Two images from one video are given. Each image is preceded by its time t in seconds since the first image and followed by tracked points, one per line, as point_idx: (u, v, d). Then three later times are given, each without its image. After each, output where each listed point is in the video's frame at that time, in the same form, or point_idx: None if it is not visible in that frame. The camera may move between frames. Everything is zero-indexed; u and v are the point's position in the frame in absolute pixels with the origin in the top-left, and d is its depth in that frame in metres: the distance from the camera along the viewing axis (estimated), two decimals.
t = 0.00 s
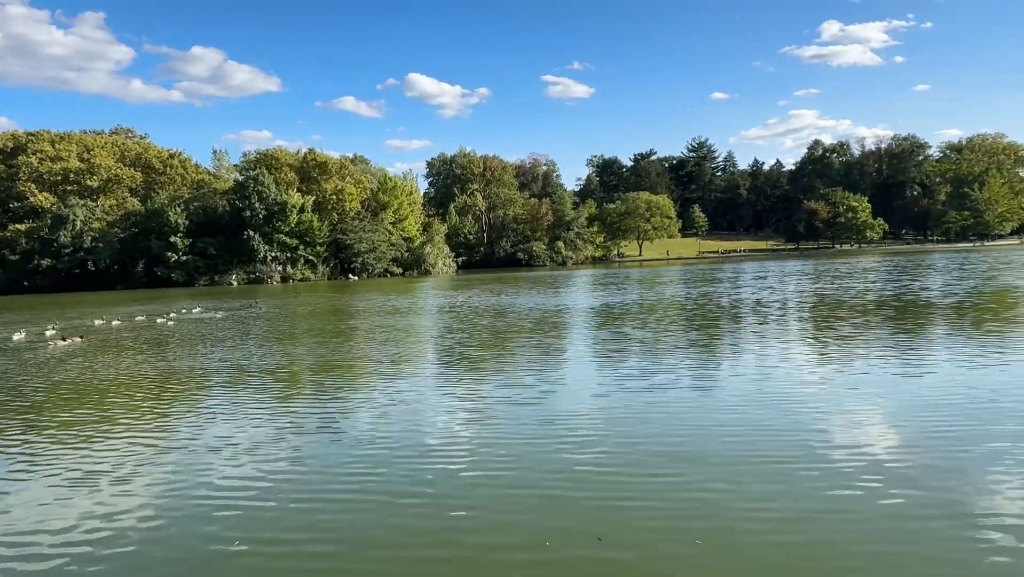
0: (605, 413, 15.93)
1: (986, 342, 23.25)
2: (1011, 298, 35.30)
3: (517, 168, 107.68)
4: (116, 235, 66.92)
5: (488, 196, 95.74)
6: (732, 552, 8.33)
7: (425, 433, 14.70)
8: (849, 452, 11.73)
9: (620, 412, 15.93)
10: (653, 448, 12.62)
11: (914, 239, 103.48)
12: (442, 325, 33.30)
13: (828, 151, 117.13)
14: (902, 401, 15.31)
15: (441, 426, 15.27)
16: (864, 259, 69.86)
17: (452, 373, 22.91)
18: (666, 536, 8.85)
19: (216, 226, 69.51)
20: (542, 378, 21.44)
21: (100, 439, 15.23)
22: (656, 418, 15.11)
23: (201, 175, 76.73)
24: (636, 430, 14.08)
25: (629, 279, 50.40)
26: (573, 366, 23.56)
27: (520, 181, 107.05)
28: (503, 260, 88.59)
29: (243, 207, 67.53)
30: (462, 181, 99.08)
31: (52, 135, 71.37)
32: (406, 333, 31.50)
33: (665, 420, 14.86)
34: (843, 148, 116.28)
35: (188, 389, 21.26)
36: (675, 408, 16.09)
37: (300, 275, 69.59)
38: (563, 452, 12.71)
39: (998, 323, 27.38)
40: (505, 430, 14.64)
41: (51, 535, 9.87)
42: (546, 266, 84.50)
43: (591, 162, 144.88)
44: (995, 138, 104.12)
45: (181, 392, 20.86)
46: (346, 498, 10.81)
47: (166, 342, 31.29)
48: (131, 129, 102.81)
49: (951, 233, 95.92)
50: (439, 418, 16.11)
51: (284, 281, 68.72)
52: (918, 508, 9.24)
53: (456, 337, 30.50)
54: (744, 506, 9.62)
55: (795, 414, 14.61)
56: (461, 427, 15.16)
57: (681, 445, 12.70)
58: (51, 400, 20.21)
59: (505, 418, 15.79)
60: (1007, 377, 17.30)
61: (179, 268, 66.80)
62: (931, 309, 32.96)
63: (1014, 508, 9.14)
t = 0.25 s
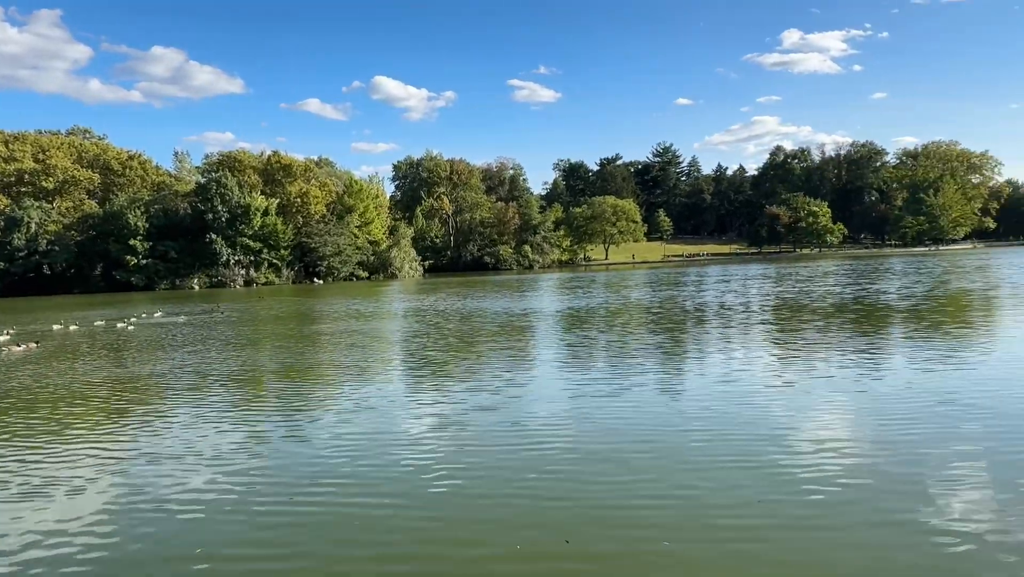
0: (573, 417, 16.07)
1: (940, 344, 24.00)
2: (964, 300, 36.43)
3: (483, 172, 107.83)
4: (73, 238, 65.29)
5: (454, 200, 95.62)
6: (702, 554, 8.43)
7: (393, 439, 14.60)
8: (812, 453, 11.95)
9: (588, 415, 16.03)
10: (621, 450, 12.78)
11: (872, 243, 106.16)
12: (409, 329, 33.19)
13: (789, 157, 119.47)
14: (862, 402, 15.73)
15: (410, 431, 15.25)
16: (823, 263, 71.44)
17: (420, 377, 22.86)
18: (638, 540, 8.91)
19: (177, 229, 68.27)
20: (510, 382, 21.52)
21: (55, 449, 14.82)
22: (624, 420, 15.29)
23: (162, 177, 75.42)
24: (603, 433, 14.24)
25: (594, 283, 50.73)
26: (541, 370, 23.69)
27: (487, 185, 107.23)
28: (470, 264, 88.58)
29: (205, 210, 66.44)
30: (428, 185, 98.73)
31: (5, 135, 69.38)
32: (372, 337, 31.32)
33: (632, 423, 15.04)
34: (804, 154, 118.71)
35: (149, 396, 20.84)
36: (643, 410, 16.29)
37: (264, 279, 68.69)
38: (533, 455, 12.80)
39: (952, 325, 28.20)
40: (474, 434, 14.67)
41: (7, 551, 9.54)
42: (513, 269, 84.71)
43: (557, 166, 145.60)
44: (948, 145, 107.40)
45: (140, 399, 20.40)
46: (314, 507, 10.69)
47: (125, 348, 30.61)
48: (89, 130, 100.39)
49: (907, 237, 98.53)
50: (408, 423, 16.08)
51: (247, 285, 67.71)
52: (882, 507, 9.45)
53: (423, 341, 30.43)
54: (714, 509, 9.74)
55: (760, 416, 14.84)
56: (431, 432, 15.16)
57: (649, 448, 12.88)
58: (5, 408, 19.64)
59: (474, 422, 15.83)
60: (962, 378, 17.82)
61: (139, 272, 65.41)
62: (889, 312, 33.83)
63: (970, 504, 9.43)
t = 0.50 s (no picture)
0: (537, 420, 16.24)
1: (895, 347, 24.73)
2: (919, 304, 37.47)
3: (450, 176, 107.67)
4: (27, 240, 63.54)
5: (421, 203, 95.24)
6: (668, 555, 8.62)
7: (360, 444, 14.56)
8: (774, 455, 12.25)
9: (553, 419, 16.20)
10: (583, 454, 13.00)
11: (832, 247, 108.44)
12: (375, 333, 33.05)
13: (752, 162, 121.51)
14: (818, 404, 16.18)
15: (374, 437, 15.27)
16: (785, 267, 72.76)
17: (386, 382, 22.82)
18: (605, 543, 9.05)
19: (137, 232, 66.89)
20: (476, 386, 21.61)
21: (9, 458, 14.53)
22: (587, 424, 15.51)
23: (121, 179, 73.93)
24: (566, 436, 14.44)
25: (561, 286, 51.03)
26: (507, 374, 23.82)
27: (454, 189, 107.08)
28: (436, 267, 88.30)
29: (166, 212, 65.19)
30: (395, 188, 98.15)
31: None
32: (337, 341, 31.13)
33: (595, 426, 15.27)
34: (766, 160, 120.85)
35: (108, 402, 20.49)
36: (605, 414, 16.54)
37: (227, 283, 67.56)
38: (496, 459, 12.94)
39: (909, 328, 29.03)
40: (439, 439, 14.76)
41: None
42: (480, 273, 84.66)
43: (525, 170, 146.01)
44: (905, 152, 110.24)
45: (99, 405, 20.04)
46: (282, 515, 10.62)
47: (82, 353, 29.96)
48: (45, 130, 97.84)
49: (866, 242, 100.82)
50: (372, 428, 16.09)
51: (210, 289, 66.52)
52: (839, 506, 9.76)
53: (389, 345, 30.33)
54: (675, 511, 9.96)
55: (723, 419, 15.15)
56: (395, 437, 15.20)
57: (610, 451, 13.12)
58: None
59: (438, 427, 15.90)
60: (918, 379, 18.40)
61: (97, 275, 64.20)
62: (848, 316, 34.66)
63: (926, 503, 9.76)
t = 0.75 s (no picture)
0: (503, 424, 16.36)
1: (852, 350, 25.41)
2: (877, 308, 38.47)
3: (417, 179, 107.38)
4: None
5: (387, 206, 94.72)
6: (632, 555, 8.83)
7: (324, 451, 14.43)
8: (731, 457, 12.55)
9: (518, 423, 16.33)
10: (549, 457, 13.17)
11: (794, 251, 110.69)
12: (340, 337, 32.83)
13: (716, 168, 123.44)
14: (778, 407, 16.58)
15: (339, 442, 15.23)
16: (747, 271, 74.02)
17: (351, 387, 22.71)
18: (570, 549, 9.12)
19: (95, 234, 65.41)
20: (441, 391, 21.64)
21: None
22: (552, 428, 15.68)
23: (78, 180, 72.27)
24: (532, 440, 14.59)
25: (527, 290, 51.21)
26: (473, 378, 23.89)
27: (420, 192, 106.80)
28: (403, 271, 87.95)
29: (125, 215, 63.87)
30: (360, 191, 97.50)
31: None
32: (301, 346, 30.85)
33: (560, 430, 15.44)
34: (730, 165, 122.87)
35: (64, 409, 20.04)
36: (570, 417, 16.73)
37: (189, 286, 66.21)
38: (462, 463, 13.04)
39: (867, 332, 29.77)
40: (405, 443, 14.79)
41: None
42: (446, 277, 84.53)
43: (492, 174, 146.20)
44: (863, 159, 113.07)
45: (53, 413, 19.56)
46: (244, 524, 10.49)
47: (36, 358, 29.21)
48: None
49: (826, 247, 103.08)
50: (337, 434, 16.04)
51: (171, 292, 65.16)
52: (799, 509, 9.96)
53: (355, 349, 30.16)
54: (639, 513, 10.17)
55: (687, 423, 15.35)
56: (361, 442, 15.18)
57: (575, 454, 13.31)
58: None
59: (404, 432, 15.92)
60: (874, 382, 18.95)
61: (53, 279, 62.63)
62: (808, 319, 35.46)
63: (878, 501, 10.14)
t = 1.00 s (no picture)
0: (470, 429, 16.33)
1: (813, 353, 25.93)
2: (838, 311, 39.30)
3: (384, 182, 106.79)
4: None
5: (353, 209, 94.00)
6: (599, 560, 8.92)
7: (290, 458, 14.29)
8: (696, 461, 12.73)
9: (486, 428, 16.33)
10: (517, 463, 13.20)
11: (757, 255, 112.68)
12: (305, 342, 32.46)
13: (681, 173, 125.02)
14: (742, 410, 16.82)
15: (304, 449, 15.05)
16: (711, 275, 75.06)
17: (317, 392, 22.46)
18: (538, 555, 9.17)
19: (51, 236, 63.74)
20: (409, 396, 21.52)
21: None
22: (520, 432, 15.69)
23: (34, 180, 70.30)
24: (500, 445, 14.60)
25: (495, 294, 51.22)
26: (441, 383, 23.80)
27: (387, 195, 106.24)
28: (370, 274, 87.36)
29: (83, 216, 62.36)
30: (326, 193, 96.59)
31: None
32: (266, 351, 30.43)
33: (528, 435, 15.46)
34: (695, 170, 124.57)
35: (18, 417, 19.46)
36: (538, 422, 16.76)
37: (149, 290, 64.98)
38: (430, 470, 12.98)
39: (826, 335, 30.50)
40: (371, 450, 14.68)
41: None
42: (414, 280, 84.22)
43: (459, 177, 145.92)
44: (823, 165, 115.62)
45: (7, 421, 19.02)
46: (207, 534, 10.35)
47: None
48: None
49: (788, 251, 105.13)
50: (303, 440, 15.84)
51: (131, 296, 63.67)
52: (761, 511, 10.19)
53: (321, 354, 29.84)
54: (605, 517, 10.29)
55: (653, 427, 15.55)
56: (327, 448, 15.02)
57: (543, 459, 13.37)
58: None
59: (371, 438, 15.79)
60: (836, 386, 19.36)
61: (6, 281, 60.75)
62: (771, 323, 36.10)
63: (838, 503, 10.38)
